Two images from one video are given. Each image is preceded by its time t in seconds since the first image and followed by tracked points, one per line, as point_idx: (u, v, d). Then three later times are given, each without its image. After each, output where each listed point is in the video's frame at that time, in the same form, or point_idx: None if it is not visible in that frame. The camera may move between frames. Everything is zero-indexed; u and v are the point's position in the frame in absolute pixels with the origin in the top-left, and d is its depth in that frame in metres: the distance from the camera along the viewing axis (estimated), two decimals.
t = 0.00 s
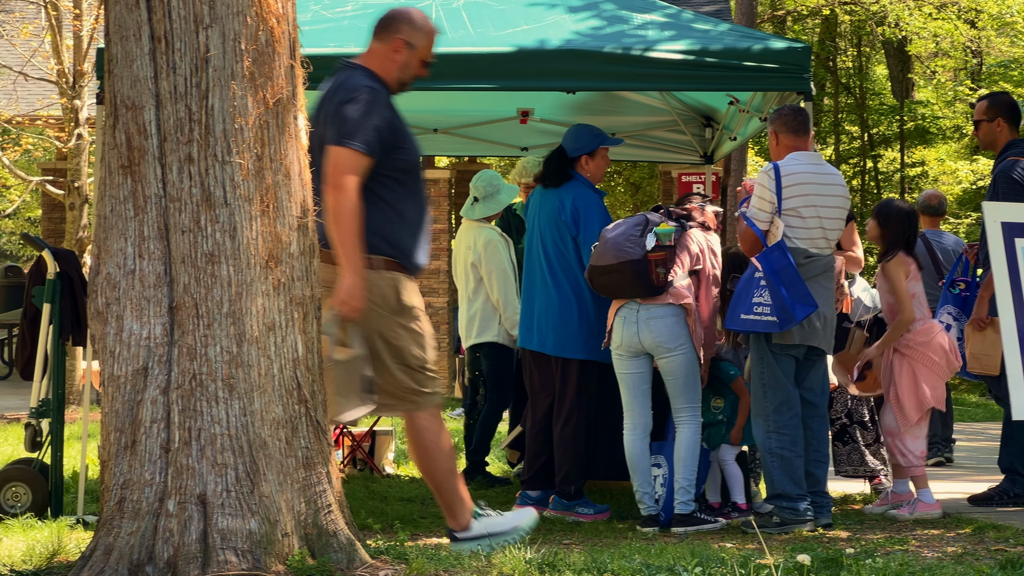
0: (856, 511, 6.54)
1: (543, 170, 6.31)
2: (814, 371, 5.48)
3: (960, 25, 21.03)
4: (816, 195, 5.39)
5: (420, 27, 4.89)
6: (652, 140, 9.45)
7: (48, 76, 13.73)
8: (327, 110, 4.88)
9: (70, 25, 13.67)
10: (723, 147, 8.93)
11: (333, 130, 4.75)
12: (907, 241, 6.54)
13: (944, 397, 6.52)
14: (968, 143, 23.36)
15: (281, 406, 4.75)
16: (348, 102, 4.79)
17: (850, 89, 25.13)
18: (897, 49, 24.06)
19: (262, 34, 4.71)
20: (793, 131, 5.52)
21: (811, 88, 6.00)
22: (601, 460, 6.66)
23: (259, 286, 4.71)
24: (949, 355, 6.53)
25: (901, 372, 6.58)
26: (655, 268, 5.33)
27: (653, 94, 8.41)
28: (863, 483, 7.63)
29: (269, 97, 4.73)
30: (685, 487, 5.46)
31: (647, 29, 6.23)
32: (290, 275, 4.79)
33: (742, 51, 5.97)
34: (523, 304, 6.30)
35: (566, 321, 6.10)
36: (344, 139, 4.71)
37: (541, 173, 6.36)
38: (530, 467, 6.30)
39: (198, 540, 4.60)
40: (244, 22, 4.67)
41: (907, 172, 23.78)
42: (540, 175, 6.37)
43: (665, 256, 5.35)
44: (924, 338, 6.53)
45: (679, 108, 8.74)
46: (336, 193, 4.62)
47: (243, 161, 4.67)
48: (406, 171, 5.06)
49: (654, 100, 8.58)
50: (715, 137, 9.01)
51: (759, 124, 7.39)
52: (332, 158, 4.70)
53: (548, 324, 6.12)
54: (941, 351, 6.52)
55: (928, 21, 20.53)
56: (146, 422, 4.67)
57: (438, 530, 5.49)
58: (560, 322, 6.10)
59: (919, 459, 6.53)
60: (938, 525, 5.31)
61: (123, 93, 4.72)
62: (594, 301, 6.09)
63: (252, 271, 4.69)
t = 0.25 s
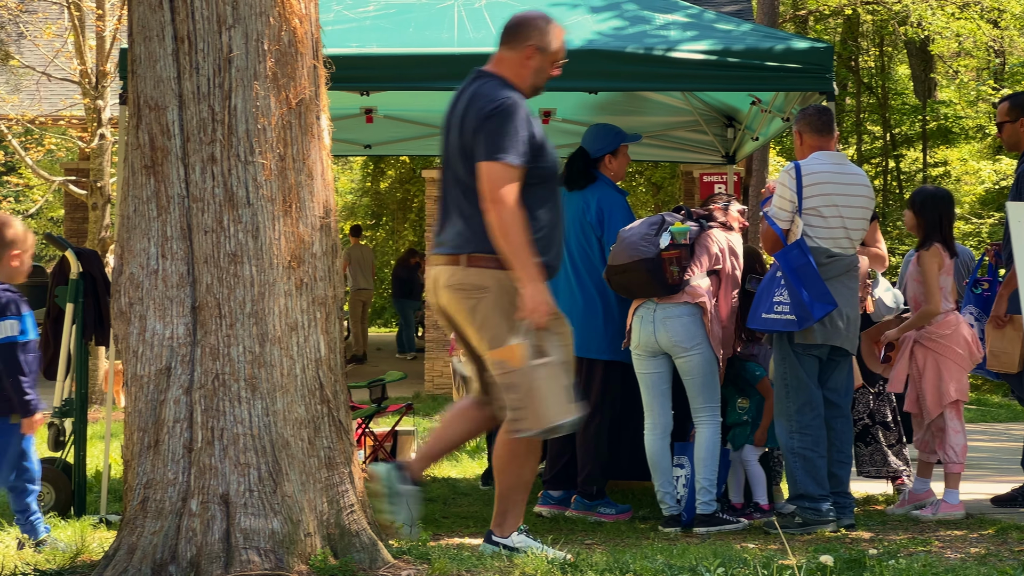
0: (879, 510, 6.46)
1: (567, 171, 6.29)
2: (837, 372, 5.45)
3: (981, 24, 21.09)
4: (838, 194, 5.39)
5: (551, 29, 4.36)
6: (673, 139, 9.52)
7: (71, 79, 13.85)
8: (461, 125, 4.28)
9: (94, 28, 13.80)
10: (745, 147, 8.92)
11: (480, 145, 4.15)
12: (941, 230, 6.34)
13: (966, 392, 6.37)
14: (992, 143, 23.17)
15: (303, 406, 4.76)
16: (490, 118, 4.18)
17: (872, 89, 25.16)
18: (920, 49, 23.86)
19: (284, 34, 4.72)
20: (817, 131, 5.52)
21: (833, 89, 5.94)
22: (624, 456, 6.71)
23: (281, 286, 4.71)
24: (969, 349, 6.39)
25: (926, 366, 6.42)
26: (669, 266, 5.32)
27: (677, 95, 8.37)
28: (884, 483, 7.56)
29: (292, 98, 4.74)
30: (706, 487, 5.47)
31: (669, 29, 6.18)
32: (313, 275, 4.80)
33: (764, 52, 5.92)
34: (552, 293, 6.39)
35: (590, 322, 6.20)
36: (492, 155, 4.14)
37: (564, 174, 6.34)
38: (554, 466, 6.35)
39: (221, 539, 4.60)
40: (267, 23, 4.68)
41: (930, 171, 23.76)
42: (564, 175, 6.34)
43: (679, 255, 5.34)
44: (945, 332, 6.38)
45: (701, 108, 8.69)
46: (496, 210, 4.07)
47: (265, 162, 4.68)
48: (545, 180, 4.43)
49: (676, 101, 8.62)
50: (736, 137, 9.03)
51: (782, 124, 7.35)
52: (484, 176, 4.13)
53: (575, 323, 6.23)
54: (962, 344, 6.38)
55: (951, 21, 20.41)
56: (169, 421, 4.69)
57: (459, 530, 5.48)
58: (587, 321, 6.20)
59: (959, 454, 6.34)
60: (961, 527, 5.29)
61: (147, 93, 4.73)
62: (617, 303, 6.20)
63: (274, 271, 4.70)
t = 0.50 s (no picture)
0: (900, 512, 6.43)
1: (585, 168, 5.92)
2: (857, 372, 5.47)
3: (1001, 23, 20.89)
4: (857, 194, 5.39)
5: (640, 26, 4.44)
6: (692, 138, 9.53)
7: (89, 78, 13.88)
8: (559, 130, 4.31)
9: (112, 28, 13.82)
10: (765, 147, 8.84)
11: (586, 143, 4.19)
12: (964, 230, 6.32)
13: (991, 394, 6.38)
14: (1012, 143, 23.00)
15: (322, 406, 4.76)
16: (592, 116, 4.20)
17: (891, 90, 25.26)
18: (939, 48, 23.70)
19: (303, 34, 4.73)
20: (838, 130, 5.51)
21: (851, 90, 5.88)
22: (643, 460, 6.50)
23: (300, 286, 4.71)
24: (995, 350, 6.39)
25: (948, 365, 6.44)
26: (681, 264, 5.41)
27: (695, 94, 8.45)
28: (904, 484, 7.51)
29: (311, 97, 4.74)
30: (723, 487, 5.45)
31: (688, 28, 6.20)
32: (331, 275, 4.80)
33: (784, 51, 5.92)
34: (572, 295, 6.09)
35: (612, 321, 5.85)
36: (598, 152, 4.18)
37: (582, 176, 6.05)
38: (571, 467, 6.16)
39: (240, 539, 4.60)
40: (286, 23, 4.68)
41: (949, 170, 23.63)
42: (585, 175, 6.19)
43: (692, 253, 5.41)
44: (970, 333, 6.38)
45: (720, 108, 8.69)
46: (613, 204, 4.11)
47: (284, 162, 4.68)
48: (651, 172, 4.43)
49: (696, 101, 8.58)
50: (756, 137, 8.97)
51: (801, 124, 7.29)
52: (592, 174, 4.17)
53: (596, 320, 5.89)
54: (986, 346, 6.38)
55: (970, 20, 20.27)
56: (188, 421, 4.69)
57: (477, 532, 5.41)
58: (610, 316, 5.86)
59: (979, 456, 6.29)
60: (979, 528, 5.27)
61: (166, 94, 4.74)
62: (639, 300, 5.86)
63: (293, 271, 4.70)
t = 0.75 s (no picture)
0: (920, 511, 6.39)
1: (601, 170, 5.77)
2: (877, 372, 5.48)
3: (1021, 21, 20.65)
4: (878, 193, 5.40)
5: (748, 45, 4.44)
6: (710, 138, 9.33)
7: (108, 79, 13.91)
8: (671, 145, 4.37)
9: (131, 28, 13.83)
10: (784, 147, 8.59)
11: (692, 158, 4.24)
12: (988, 230, 6.26)
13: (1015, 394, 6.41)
14: None
15: (341, 405, 4.76)
16: (702, 132, 4.25)
17: (910, 88, 24.36)
18: (958, 47, 23.41)
19: (323, 33, 4.73)
20: (858, 129, 5.53)
21: (873, 88, 5.95)
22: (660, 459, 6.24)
23: (320, 285, 4.71)
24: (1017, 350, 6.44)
25: (968, 364, 6.53)
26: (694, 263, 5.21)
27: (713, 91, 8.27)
28: (923, 484, 7.47)
29: (331, 97, 4.75)
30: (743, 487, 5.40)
31: (707, 27, 5.96)
32: (351, 274, 4.80)
33: (803, 50, 5.92)
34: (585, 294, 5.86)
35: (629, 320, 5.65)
36: (705, 167, 4.22)
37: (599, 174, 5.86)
38: (589, 467, 5.89)
39: (259, 538, 4.61)
40: (305, 22, 4.68)
41: (969, 170, 23.38)
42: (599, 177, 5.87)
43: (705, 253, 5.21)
44: (991, 334, 6.46)
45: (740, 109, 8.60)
46: (710, 216, 4.14)
47: (303, 161, 4.68)
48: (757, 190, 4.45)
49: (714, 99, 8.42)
50: (775, 136, 8.82)
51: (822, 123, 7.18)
52: (696, 188, 4.21)
53: (611, 320, 5.68)
54: (1008, 347, 6.44)
55: (990, 20, 20.05)
56: (208, 420, 4.70)
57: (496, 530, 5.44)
58: (625, 317, 5.63)
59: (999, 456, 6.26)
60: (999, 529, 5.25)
61: (185, 93, 4.75)
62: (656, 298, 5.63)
63: (313, 270, 4.70)
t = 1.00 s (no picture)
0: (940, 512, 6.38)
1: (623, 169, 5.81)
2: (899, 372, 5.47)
3: None
4: (899, 193, 5.40)
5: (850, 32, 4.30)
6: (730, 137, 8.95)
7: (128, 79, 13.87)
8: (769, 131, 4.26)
9: (151, 28, 13.78)
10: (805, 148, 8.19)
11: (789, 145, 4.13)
12: (1008, 229, 6.33)
13: None
14: None
15: (360, 405, 4.76)
16: (801, 121, 4.14)
17: (929, 89, 23.36)
18: (980, 47, 23.02)
19: (342, 33, 4.73)
20: (879, 129, 5.55)
21: (892, 88, 5.97)
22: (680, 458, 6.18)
23: (339, 285, 4.71)
24: None
25: (982, 364, 6.57)
26: (713, 262, 5.08)
27: (732, 94, 7.98)
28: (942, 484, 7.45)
29: (350, 96, 4.75)
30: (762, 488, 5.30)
31: (727, 27, 5.85)
32: (370, 274, 4.80)
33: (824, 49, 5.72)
34: (605, 300, 5.79)
35: (648, 320, 5.57)
36: (802, 155, 4.11)
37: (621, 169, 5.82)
38: (609, 466, 5.84)
39: (279, 537, 4.62)
40: (324, 21, 4.68)
41: (991, 171, 23.09)
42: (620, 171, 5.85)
43: (724, 251, 5.09)
44: (1005, 334, 6.48)
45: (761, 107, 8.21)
46: (802, 207, 4.05)
47: (323, 160, 4.68)
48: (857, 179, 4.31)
49: (735, 99, 8.12)
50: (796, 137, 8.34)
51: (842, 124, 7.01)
52: (791, 176, 4.11)
53: (629, 321, 5.62)
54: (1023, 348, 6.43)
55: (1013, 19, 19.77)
56: (227, 420, 4.70)
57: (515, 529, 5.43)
58: (643, 318, 5.58)
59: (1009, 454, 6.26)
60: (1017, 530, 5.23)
61: (205, 92, 4.75)
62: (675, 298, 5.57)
63: (332, 270, 4.70)
